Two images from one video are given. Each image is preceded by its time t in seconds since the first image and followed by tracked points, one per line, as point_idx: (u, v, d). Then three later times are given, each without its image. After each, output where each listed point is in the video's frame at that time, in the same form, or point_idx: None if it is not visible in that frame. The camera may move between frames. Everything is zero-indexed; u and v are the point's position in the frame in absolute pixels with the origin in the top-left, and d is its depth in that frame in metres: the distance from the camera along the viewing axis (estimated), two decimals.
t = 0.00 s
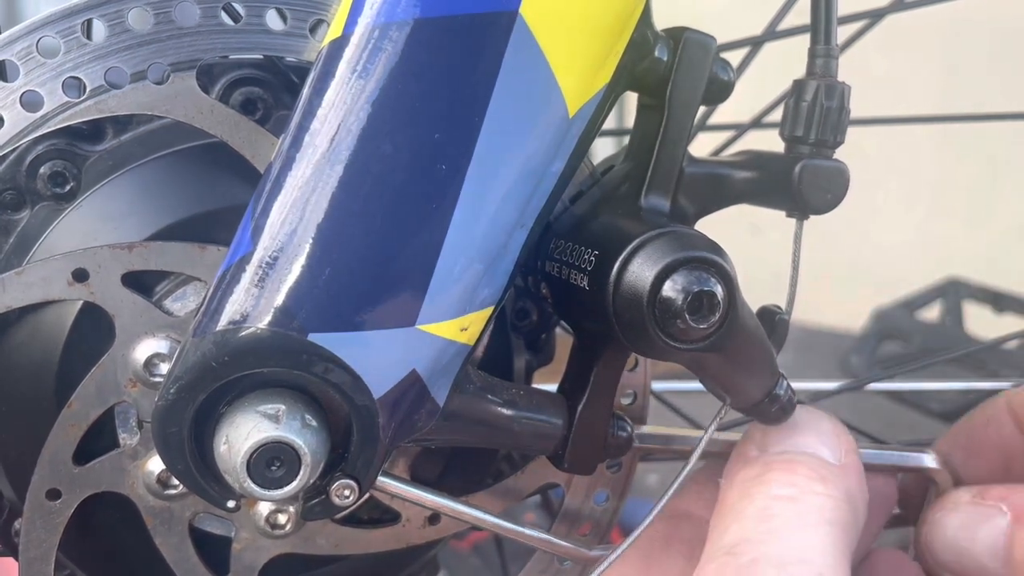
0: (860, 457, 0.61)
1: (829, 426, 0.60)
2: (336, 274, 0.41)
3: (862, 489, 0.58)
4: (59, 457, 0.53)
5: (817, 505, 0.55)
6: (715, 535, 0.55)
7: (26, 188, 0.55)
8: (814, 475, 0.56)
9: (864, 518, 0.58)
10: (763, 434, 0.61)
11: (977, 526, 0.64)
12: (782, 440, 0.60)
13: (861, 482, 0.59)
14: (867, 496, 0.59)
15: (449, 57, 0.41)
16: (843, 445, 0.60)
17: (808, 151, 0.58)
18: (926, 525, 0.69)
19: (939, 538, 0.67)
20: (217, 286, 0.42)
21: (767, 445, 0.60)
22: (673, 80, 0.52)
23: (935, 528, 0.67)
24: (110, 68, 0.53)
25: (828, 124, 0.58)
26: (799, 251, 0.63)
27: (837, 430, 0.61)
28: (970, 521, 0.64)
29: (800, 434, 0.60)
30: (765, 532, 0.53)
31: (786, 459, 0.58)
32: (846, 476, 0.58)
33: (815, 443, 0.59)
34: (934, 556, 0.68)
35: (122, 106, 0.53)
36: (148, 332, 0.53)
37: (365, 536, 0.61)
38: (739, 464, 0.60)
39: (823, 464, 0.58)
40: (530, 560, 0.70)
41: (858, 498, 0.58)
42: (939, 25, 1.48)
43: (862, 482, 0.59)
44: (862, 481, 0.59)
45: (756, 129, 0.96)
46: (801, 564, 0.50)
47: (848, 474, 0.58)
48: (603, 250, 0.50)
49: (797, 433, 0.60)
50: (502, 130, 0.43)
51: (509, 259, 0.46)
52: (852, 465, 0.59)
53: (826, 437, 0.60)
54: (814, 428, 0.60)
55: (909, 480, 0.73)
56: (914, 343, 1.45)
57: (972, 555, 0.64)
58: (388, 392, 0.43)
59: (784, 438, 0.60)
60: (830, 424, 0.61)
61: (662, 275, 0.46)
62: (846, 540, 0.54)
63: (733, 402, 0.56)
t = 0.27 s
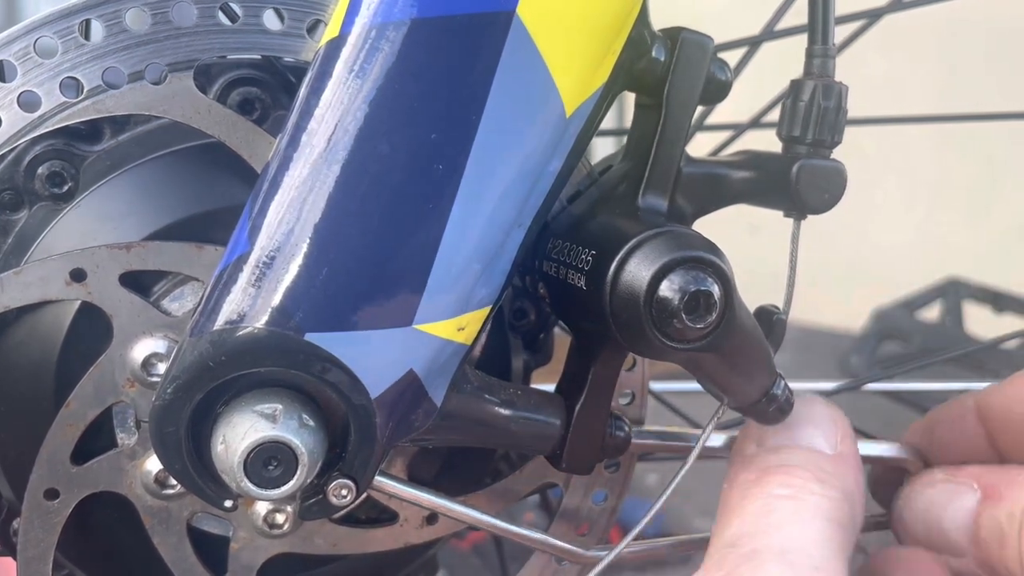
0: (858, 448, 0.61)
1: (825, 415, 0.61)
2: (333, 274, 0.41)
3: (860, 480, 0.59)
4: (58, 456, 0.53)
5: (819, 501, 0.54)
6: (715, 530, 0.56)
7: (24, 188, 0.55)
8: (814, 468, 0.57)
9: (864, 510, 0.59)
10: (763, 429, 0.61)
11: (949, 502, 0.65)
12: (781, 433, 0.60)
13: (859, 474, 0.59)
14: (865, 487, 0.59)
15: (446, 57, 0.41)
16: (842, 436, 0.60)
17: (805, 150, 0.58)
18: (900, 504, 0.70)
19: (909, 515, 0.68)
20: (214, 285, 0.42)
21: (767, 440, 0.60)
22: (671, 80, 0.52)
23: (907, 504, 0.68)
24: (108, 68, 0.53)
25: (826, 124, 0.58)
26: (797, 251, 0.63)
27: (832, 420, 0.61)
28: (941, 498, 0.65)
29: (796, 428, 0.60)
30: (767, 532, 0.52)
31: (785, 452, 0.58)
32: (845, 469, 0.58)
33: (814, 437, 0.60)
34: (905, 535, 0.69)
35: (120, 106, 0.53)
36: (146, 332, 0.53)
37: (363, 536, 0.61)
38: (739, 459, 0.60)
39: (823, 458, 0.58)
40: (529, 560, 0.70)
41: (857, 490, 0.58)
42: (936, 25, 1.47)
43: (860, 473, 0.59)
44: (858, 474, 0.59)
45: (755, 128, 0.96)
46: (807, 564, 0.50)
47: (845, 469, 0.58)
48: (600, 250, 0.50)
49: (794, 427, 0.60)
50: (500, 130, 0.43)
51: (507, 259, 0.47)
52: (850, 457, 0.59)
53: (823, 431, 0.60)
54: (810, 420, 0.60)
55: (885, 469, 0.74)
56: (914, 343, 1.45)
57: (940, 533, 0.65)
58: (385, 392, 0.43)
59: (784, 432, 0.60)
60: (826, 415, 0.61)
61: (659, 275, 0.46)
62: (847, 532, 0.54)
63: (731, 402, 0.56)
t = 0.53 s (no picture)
0: (847, 482, 0.63)
1: (812, 453, 0.63)
2: (331, 272, 0.41)
3: (845, 519, 0.61)
4: (57, 455, 0.54)
5: (789, 560, 0.57)
6: None
7: (24, 188, 0.55)
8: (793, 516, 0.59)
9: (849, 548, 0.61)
10: (752, 471, 0.64)
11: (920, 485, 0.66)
12: (768, 476, 0.63)
13: (844, 513, 0.61)
14: (851, 524, 0.61)
15: (444, 57, 0.41)
16: (829, 474, 0.63)
17: (804, 150, 0.58)
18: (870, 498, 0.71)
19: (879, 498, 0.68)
20: (213, 284, 0.42)
21: (755, 482, 0.63)
22: (669, 80, 0.52)
23: (872, 496, 0.68)
24: (106, 67, 0.53)
25: (824, 123, 0.58)
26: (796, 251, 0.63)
27: (820, 456, 0.63)
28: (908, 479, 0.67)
29: (780, 471, 0.63)
30: None
31: (769, 498, 0.61)
32: (825, 511, 0.61)
33: (799, 478, 0.62)
34: (877, 529, 0.68)
35: (119, 106, 0.54)
36: (144, 331, 0.53)
37: (362, 535, 0.61)
38: (730, 502, 0.64)
39: (803, 503, 0.61)
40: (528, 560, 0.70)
41: (839, 532, 0.60)
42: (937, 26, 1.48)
43: (845, 513, 0.61)
44: (844, 516, 0.61)
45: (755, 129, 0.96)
46: None
47: (826, 515, 0.60)
48: (598, 250, 0.50)
49: (778, 471, 0.63)
50: (498, 129, 0.43)
51: (505, 258, 0.47)
52: (835, 497, 0.61)
53: (806, 472, 0.62)
54: (795, 461, 0.63)
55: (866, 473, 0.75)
56: (913, 343, 1.44)
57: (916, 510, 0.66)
58: (383, 391, 0.43)
59: (771, 475, 0.63)
60: (813, 453, 0.63)
61: (657, 275, 0.46)
62: None
63: (730, 401, 0.56)
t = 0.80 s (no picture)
0: (851, 457, 0.63)
1: (814, 433, 0.63)
2: (329, 272, 0.41)
3: (852, 495, 0.61)
4: (57, 454, 0.54)
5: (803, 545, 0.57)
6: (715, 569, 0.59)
7: (25, 187, 0.55)
8: (803, 499, 0.60)
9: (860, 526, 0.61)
10: (758, 454, 0.64)
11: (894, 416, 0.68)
12: (774, 458, 0.63)
13: (852, 491, 0.62)
14: (859, 500, 0.62)
15: (441, 56, 0.42)
16: (833, 452, 0.63)
17: (802, 150, 0.58)
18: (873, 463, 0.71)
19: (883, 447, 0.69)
20: (211, 283, 0.42)
21: (761, 465, 0.63)
22: (667, 79, 0.52)
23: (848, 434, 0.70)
24: (106, 67, 0.54)
25: (823, 123, 0.58)
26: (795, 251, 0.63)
27: (823, 435, 0.63)
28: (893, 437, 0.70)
29: (785, 453, 0.63)
30: None
31: (777, 483, 0.61)
32: (834, 490, 0.61)
33: (803, 459, 0.62)
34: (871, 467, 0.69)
35: (119, 106, 0.54)
36: (143, 330, 0.53)
37: (361, 534, 0.61)
38: (738, 488, 0.64)
39: (811, 485, 0.61)
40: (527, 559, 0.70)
41: (849, 510, 0.61)
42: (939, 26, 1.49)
43: (853, 490, 0.62)
44: (852, 494, 0.61)
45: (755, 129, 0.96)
46: None
47: (836, 497, 0.60)
48: (596, 249, 0.50)
49: (784, 453, 0.63)
50: (495, 129, 0.43)
51: (503, 258, 0.47)
52: (840, 475, 0.62)
53: (811, 452, 0.62)
54: (800, 442, 0.63)
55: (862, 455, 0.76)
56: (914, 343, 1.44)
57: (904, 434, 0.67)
58: (381, 390, 0.43)
59: (776, 457, 0.63)
60: (815, 432, 0.63)
61: (654, 273, 0.46)
62: (838, 564, 0.57)
63: (729, 401, 0.56)
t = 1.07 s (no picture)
0: (833, 467, 0.64)
1: (798, 444, 0.63)
2: (332, 273, 0.41)
3: (833, 506, 0.62)
4: (58, 455, 0.54)
5: (783, 557, 0.57)
6: None
7: (24, 188, 0.55)
8: (783, 510, 0.60)
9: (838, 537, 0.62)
10: (740, 462, 0.64)
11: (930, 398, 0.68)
12: (755, 468, 0.63)
13: (832, 502, 0.62)
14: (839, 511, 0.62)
15: (445, 57, 0.41)
16: (815, 462, 0.63)
17: (804, 150, 0.58)
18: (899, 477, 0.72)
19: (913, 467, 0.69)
20: (214, 284, 0.42)
21: (743, 473, 0.63)
22: (670, 80, 0.52)
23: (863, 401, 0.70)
24: (107, 67, 0.53)
25: (825, 123, 0.58)
26: (797, 251, 0.63)
27: (805, 446, 0.63)
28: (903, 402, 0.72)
29: (767, 463, 0.63)
30: None
31: (757, 492, 0.61)
32: (815, 501, 0.61)
33: (786, 469, 0.62)
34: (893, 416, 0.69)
35: (120, 106, 0.54)
36: (144, 331, 0.53)
37: (363, 535, 0.61)
38: (718, 496, 0.64)
39: (792, 496, 0.61)
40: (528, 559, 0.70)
41: (828, 521, 0.61)
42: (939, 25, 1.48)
43: (833, 501, 0.62)
44: (832, 505, 0.62)
45: (755, 128, 0.96)
46: None
47: (816, 508, 0.61)
48: (599, 250, 0.50)
49: (766, 463, 0.63)
50: (498, 129, 0.43)
51: (506, 259, 0.47)
52: (822, 486, 0.62)
53: (794, 463, 0.62)
54: (783, 453, 0.63)
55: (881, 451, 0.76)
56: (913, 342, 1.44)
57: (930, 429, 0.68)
58: (384, 391, 0.43)
59: (758, 466, 0.63)
60: (798, 443, 0.63)
61: (657, 274, 0.46)
62: None
63: (731, 401, 0.56)
